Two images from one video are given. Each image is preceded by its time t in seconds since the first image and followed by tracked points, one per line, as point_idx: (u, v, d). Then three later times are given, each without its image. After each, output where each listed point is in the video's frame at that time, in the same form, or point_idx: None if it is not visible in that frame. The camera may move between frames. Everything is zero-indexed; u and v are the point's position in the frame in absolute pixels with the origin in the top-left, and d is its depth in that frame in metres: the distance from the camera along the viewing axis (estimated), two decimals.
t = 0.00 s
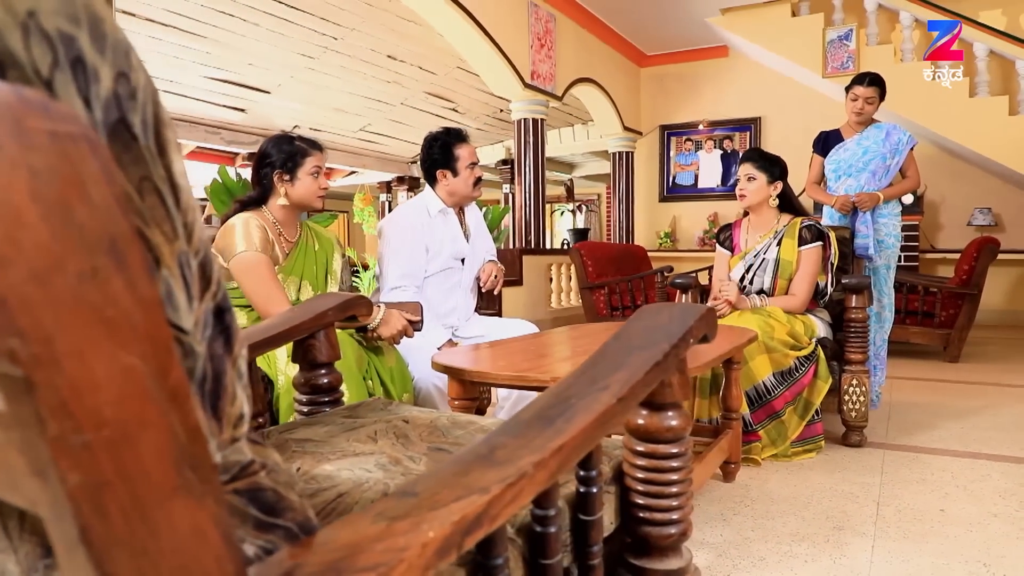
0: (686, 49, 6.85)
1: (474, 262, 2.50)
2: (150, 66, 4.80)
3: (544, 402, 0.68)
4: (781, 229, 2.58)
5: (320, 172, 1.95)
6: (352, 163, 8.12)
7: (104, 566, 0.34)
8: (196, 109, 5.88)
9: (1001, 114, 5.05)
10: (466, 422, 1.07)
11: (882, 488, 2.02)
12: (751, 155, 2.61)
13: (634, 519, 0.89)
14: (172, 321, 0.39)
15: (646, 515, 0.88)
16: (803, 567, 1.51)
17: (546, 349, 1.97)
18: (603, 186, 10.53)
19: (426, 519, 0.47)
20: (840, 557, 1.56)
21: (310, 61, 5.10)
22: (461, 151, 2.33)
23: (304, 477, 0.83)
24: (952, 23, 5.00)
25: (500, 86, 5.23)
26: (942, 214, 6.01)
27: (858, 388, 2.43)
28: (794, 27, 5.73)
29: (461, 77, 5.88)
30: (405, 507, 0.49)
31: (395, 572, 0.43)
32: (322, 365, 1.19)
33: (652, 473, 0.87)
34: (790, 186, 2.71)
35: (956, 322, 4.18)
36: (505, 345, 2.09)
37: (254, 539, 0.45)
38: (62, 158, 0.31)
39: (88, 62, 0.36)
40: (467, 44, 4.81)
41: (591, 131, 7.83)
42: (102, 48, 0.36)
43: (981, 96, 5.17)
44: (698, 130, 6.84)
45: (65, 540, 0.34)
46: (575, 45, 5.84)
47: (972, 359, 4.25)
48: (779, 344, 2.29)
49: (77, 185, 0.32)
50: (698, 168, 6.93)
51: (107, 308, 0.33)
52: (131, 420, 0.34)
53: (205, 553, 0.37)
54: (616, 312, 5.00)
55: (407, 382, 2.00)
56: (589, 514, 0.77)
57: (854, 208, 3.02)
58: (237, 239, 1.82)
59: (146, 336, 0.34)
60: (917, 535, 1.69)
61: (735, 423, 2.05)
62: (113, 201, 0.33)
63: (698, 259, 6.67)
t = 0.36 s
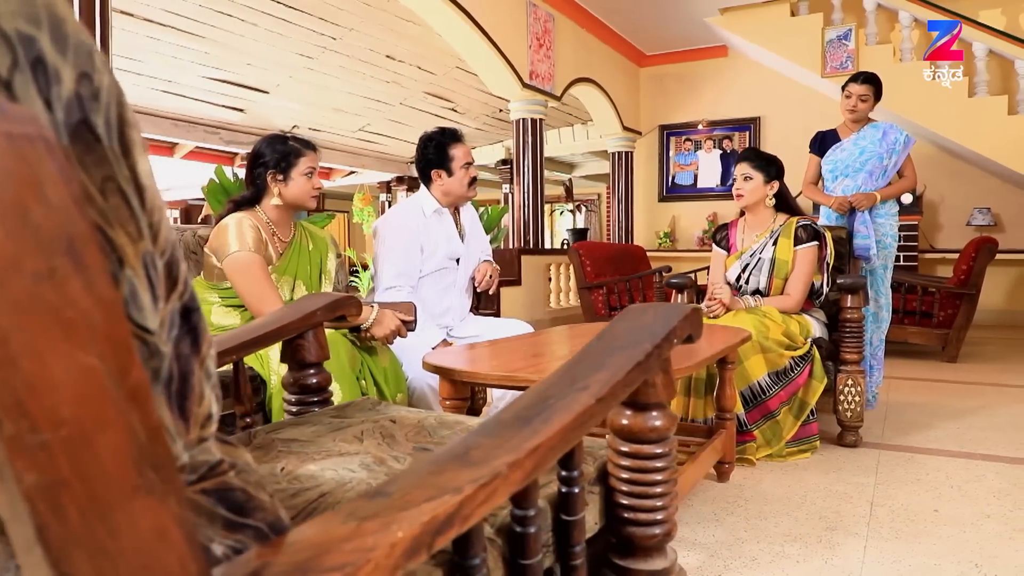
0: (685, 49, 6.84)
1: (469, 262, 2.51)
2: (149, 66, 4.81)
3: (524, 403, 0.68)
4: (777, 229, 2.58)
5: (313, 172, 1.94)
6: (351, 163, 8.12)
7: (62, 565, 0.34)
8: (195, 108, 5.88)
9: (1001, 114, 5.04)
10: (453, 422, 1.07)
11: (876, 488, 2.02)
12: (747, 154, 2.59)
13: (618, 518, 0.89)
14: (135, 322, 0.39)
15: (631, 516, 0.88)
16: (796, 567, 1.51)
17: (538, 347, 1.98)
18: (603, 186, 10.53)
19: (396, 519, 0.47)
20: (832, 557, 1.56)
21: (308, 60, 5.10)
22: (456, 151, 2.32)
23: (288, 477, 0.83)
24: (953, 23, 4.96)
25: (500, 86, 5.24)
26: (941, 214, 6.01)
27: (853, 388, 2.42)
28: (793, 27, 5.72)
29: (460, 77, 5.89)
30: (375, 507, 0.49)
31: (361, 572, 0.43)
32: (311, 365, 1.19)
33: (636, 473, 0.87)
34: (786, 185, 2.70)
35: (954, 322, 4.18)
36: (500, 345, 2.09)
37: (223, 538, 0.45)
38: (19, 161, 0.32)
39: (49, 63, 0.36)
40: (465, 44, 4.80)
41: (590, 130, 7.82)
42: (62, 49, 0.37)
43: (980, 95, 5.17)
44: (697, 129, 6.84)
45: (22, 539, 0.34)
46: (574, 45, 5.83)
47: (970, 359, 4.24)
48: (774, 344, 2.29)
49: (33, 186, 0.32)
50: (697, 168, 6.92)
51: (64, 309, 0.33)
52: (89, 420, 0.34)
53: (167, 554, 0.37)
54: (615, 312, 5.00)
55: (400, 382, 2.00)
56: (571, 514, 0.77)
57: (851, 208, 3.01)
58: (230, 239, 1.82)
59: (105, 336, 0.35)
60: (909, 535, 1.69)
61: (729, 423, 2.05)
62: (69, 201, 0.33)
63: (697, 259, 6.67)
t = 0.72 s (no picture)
0: (687, 49, 6.83)
1: (466, 263, 2.51)
2: (151, 67, 4.82)
3: (503, 404, 0.68)
4: (774, 228, 2.57)
5: (308, 172, 1.95)
6: (352, 163, 8.12)
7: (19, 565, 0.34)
8: (197, 109, 5.88)
9: (1002, 114, 5.03)
10: (440, 422, 1.07)
11: (872, 489, 2.01)
12: (745, 154, 2.59)
13: (603, 519, 0.88)
14: (98, 323, 0.39)
15: (615, 516, 0.87)
16: (789, 568, 1.51)
17: (533, 347, 1.97)
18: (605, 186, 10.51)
19: (364, 519, 0.48)
20: (825, 559, 1.55)
21: (309, 61, 5.11)
22: (452, 151, 2.33)
23: (272, 477, 0.83)
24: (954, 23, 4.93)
25: (500, 86, 5.24)
26: (943, 215, 5.99)
27: (850, 389, 2.42)
28: (794, 27, 5.71)
29: (461, 77, 5.89)
30: (345, 507, 0.49)
31: (326, 572, 0.43)
32: (300, 365, 1.20)
33: (621, 474, 0.87)
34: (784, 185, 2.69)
35: (955, 322, 4.17)
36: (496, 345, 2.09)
37: (190, 538, 0.45)
38: None
39: (10, 65, 0.36)
40: (466, 44, 4.80)
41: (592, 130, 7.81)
42: (23, 50, 0.37)
43: (982, 95, 5.15)
44: (699, 129, 6.83)
45: None
46: (575, 45, 5.83)
47: (971, 359, 4.22)
48: (771, 344, 2.28)
49: None
50: (698, 168, 6.91)
51: (22, 310, 0.33)
52: (46, 420, 0.34)
53: (128, 554, 0.37)
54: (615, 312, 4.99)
55: (396, 382, 2.00)
56: (553, 515, 0.77)
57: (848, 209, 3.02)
58: (225, 239, 1.83)
59: (62, 336, 0.35)
60: (904, 537, 1.68)
61: (724, 423, 2.05)
62: (24, 202, 0.33)
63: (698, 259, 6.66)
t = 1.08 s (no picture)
0: (686, 49, 6.83)
1: (460, 263, 2.51)
2: (149, 67, 4.82)
3: (479, 405, 0.68)
4: (770, 227, 2.56)
5: (301, 173, 1.95)
6: (351, 163, 8.12)
7: None
8: (195, 109, 5.88)
9: (1001, 114, 5.02)
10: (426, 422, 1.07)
11: (866, 489, 2.01)
12: (743, 154, 2.57)
13: (585, 520, 0.88)
14: (58, 323, 0.39)
15: (597, 517, 0.87)
16: (779, 569, 1.50)
17: (526, 347, 1.97)
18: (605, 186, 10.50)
19: (329, 519, 0.48)
20: (815, 559, 1.55)
21: (307, 61, 5.11)
22: (446, 151, 2.33)
23: (253, 477, 0.83)
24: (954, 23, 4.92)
25: (499, 87, 5.24)
26: (942, 215, 5.99)
27: (845, 389, 2.42)
28: (794, 27, 5.70)
29: (459, 77, 5.89)
30: (312, 507, 0.50)
31: (289, 572, 0.43)
32: (288, 365, 1.20)
33: (603, 474, 0.86)
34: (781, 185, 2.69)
35: (953, 322, 4.16)
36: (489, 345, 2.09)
37: (155, 538, 0.45)
38: None
39: None
40: (464, 44, 4.80)
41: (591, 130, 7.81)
42: None
43: (981, 94, 5.15)
44: (698, 129, 6.83)
45: None
46: (573, 45, 5.82)
47: (970, 360, 4.22)
48: (765, 344, 2.28)
49: None
50: (698, 168, 6.91)
51: None
52: None
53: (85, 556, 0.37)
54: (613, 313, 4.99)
55: (389, 382, 2.00)
56: (532, 516, 0.76)
57: (841, 208, 3.03)
58: (218, 239, 1.83)
59: (17, 338, 0.35)
60: (896, 537, 1.68)
61: (717, 423, 2.05)
62: None
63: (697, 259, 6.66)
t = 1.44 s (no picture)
0: (686, 49, 6.82)
1: (455, 262, 2.51)
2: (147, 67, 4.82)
3: (456, 405, 0.68)
4: (770, 227, 2.55)
5: (295, 173, 1.95)
6: (351, 164, 8.12)
7: None
8: (194, 109, 5.88)
9: (1001, 114, 5.01)
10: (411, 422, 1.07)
11: (860, 490, 2.01)
12: (744, 155, 2.55)
13: (568, 520, 0.89)
14: (19, 323, 0.39)
15: (580, 517, 0.87)
16: (770, 569, 1.50)
17: (519, 347, 1.97)
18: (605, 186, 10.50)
19: (297, 520, 0.48)
20: (807, 559, 1.55)
21: (305, 61, 5.11)
22: (441, 152, 2.32)
23: (236, 477, 0.83)
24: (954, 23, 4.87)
25: (498, 87, 5.24)
26: (942, 215, 5.98)
27: (840, 389, 2.42)
28: (793, 27, 5.69)
29: (458, 77, 5.89)
30: (282, 507, 0.50)
31: (254, 572, 0.43)
32: (276, 365, 1.20)
33: (586, 475, 0.86)
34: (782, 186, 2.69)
35: (951, 322, 4.16)
36: (484, 345, 2.09)
37: (122, 539, 0.45)
38: None
39: None
40: (462, 44, 4.80)
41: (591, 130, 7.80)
42: None
43: (981, 94, 5.14)
44: (698, 129, 6.82)
45: None
46: (572, 45, 5.82)
47: (968, 360, 4.21)
48: (760, 343, 2.28)
49: None
50: (697, 168, 6.90)
51: None
52: None
53: (44, 555, 0.37)
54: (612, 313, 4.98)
55: (383, 381, 2.00)
56: (513, 516, 0.76)
57: (839, 209, 3.02)
58: (211, 239, 1.83)
59: None
60: (888, 538, 1.68)
61: (712, 423, 2.05)
62: None
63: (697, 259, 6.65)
